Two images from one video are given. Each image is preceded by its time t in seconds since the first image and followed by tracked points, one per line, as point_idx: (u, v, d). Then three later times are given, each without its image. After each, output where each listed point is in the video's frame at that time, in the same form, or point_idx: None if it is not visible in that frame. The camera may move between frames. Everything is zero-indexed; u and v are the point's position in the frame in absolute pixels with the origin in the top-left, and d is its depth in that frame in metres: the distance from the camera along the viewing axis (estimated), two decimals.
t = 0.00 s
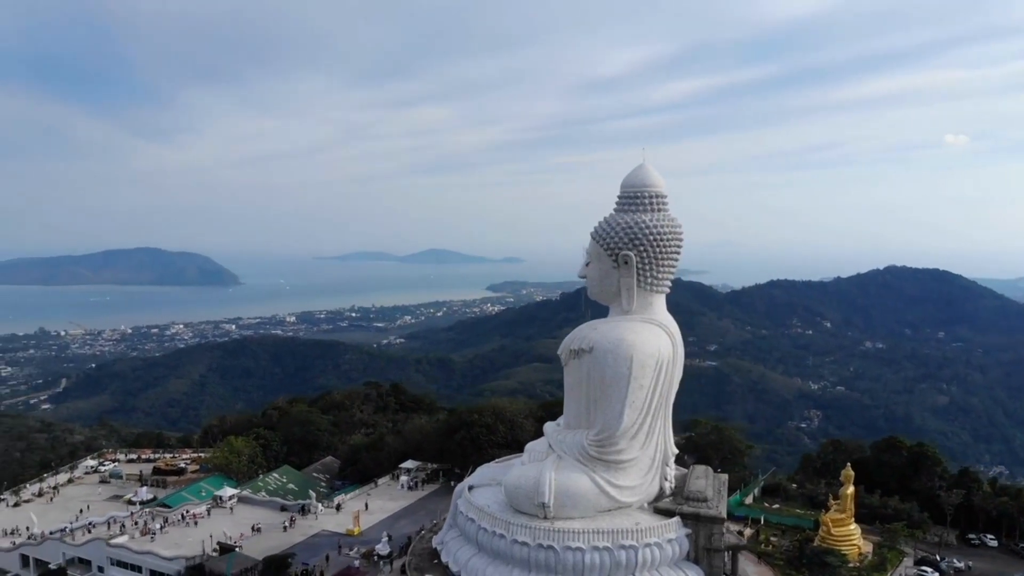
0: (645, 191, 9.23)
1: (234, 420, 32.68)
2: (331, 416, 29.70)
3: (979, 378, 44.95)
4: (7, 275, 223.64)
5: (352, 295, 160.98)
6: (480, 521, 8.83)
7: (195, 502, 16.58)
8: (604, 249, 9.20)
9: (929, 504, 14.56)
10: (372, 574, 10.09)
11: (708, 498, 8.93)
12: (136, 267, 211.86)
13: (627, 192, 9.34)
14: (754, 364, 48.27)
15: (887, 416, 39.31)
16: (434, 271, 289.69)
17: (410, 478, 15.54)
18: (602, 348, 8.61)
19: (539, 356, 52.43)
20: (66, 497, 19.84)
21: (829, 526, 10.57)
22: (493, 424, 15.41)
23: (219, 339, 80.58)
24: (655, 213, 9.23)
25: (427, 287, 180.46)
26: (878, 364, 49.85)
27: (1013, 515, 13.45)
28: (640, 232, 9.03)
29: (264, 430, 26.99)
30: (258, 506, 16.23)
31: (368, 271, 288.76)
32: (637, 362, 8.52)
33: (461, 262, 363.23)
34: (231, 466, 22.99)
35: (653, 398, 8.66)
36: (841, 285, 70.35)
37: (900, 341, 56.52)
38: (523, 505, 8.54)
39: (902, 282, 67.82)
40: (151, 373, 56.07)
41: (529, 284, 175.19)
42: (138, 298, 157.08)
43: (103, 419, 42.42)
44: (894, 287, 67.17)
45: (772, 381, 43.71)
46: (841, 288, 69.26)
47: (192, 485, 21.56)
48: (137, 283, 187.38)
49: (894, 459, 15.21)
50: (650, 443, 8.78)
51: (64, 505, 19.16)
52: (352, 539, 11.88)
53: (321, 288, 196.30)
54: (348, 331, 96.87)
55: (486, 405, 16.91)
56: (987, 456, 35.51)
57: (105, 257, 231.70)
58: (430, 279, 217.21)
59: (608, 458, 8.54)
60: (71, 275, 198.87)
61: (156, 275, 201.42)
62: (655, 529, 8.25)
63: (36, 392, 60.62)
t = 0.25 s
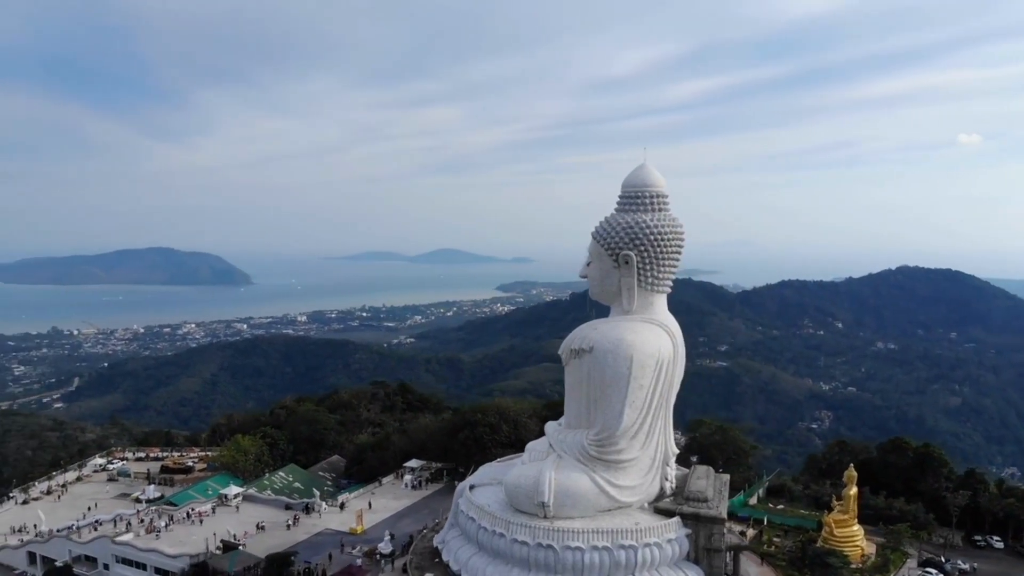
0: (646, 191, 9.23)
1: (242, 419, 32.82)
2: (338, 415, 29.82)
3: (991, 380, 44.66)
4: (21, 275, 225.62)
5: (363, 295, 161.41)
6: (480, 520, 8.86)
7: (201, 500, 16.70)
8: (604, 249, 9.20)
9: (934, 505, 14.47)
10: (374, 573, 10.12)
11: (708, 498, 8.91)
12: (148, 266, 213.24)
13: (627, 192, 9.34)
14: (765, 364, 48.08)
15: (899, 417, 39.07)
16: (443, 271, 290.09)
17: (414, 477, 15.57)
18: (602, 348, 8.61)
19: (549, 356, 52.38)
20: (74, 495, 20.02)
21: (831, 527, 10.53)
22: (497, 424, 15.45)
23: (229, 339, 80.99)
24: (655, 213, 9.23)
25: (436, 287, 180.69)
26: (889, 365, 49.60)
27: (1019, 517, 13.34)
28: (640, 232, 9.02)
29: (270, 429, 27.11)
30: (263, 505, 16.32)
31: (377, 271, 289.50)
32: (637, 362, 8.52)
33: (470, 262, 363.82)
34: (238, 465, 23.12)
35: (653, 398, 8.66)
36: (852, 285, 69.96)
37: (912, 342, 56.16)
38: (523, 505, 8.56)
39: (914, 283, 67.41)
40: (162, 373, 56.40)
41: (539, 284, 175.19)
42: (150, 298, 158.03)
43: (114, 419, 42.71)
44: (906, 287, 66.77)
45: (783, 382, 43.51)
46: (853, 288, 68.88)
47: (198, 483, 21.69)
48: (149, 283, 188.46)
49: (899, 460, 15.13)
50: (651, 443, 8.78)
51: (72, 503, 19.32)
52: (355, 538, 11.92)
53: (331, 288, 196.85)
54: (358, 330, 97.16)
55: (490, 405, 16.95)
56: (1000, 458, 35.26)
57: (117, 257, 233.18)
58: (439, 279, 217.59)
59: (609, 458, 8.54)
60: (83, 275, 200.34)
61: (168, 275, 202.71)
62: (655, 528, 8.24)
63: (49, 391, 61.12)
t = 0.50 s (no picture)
0: (646, 191, 9.23)
1: (250, 419, 32.95)
2: (345, 414, 29.91)
3: (1004, 381, 44.34)
4: (34, 274, 227.54)
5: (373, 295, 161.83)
6: (480, 519, 8.88)
7: (207, 499, 16.80)
8: (605, 248, 9.21)
9: (940, 507, 14.39)
10: (375, 572, 10.16)
11: (709, 498, 8.90)
12: (160, 266, 214.56)
13: (629, 192, 9.34)
14: (775, 365, 47.86)
15: (911, 418, 38.84)
16: (452, 271, 290.43)
17: (418, 477, 15.61)
18: (602, 348, 8.62)
19: (558, 357, 52.37)
20: (83, 493, 20.17)
21: (834, 528, 10.50)
22: (501, 423, 15.47)
23: (240, 339, 81.37)
24: (656, 213, 9.22)
25: (446, 287, 180.84)
26: (900, 366, 49.33)
27: None
28: (640, 232, 9.02)
29: (277, 429, 27.22)
30: (268, 503, 16.41)
31: (387, 271, 290.13)
32: (637, 362, 8.52)
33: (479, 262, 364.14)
34: (245, 464, 23.24)
35: (653, 398, 8.66)
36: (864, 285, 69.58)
37: (923, 342, 55.79)
38: (523, 504, 8.57)
39: (926, 283, 67.00)
40: (174, 372, 56.76)
41: (548, 284, 175.17)
42: (162, 297, 159.03)
43: (126, 417, 43.02)
44: (918, 288, 66.37)
45: (793, 383, 43.30)
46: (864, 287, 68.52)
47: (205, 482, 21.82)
48: (160, 283, 189.62)
49: (905, 462, 15.06)
50: (651, 443, 8.78)
51: (80, 500, 19.49)
52: (357, 537, 11.96)
53: (342, 287, 197.40)
54: (369, 330, 97.42)
55: (495, 405, 16.96)
56: (1013, 460, 34.98)
57: (129, 257, 234.70)
58: (449, 279, 217.90)
59: (608, 458, 8.54)
60: (96, 275, 201.76)
61: (179, 275, 203.85)
62: (655, 529, 8.24)
63: (62, 390, 61.56)
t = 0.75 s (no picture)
0: (646, 191, 9.23)
1: (256, 418, 33.03)
2: (350, 414, 29.96)
3: (1014, 381, 44.08)
4: (44, 274, 228.93)
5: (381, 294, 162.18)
6: (481, 519, 8.89)
7: (212, 498, 16.88)
8: (606, 249, 9.20)
9: (944, 508, 14.32)
10: (377, 571, 10.18)
11: (709, 498, 8.89)
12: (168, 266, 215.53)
13: (629, 192, 9.35)
14: (783, 365, 47.70)
15: (920, 418, 38.65)
16: (459, 271, 290.70)
17: (421, 476, 15.63)
18: (602, 348, 8.63)
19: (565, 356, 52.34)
20: (89, 492, 20.29)
21: (836, 529, 10.46)
22: (503, 423, 15.49)
23: (248, 338, 81.70)
24: (657, 213, 9.22)
25: (453, 287, 181.02)
26: (909, 367, 49.12)
27: None
28: (641, 232, 9.02)
29: (282, 428, 27.29)
30: (272, 502, 16.46)
31: (394, 271, 290.67)
32: (637, 362, 8.52)
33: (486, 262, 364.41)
34: (249, 463, 23.32)
35: (653, 398, 8.66)
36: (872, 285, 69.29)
37: (933, 343, 55.51)
38: (523, 504, 8.58)
39: (935, 284, 66.69)
40: (182, 372, 57.02)
41: (556, 284, 175.19)
42: (171, 297, 159.83)
43: (134, 417, 43.23)
44: (927, 289, 66.08)
45: (802, 384, 43.15)
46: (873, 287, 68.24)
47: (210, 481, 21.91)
48: (169, 283, 190.53)
49: (909, 463, 14.98)
50: (651, 443, 8.77)
51: (86, 499, 19.60)
52: (359, 536, 11.99)
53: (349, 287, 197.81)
54: (376, 330, 97.62)
55: (497, 405, 16.99)
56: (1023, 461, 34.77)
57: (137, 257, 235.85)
58: (456, 279, 218.17)
59: (608, 458, 8.55)
60: (105, 275, 202.90)
61: (188, 275, 204.71)
62: (655, 528, 8.24)
63: (71, 389, 61.87)
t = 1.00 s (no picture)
0: (647, 191, 9.22)
1: (263, 417, 33.17)
2: (358, 413, 30.06)
3: None
4: (57, 273, 230.90)
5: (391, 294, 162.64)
6: (481, 518, 8.92)
7: (218, 496, 16.99)
8: (606, 249, 9.21)
9: (950, 509, 14.23)
10: (379, 570, 10.22)
11: (709, 498, 8.88)
12: (180, 266, 216.90)
13: (630, 192, 9.34)
14: (793, 366, 47.46)
15: (932, 420, 38.38)
16: (469, 271, 291.08)
17: (425, 475, 15.68)
18: (602, 347, 8.63)
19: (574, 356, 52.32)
20: (97, 490, 20.46)
21: (839, 530, 10.40)
22: (507, 423, 15.56)
23: (259, 338, 82.17)
24: (657, 213, 9.22)
25: (463, 287, 181.27)
26: (921, 368, 48.81)
27: None
28: (642, 233, 9.02)
29: (289, 427, 27.43)
30: (278, 501, 16.56)
31: (403, 271, 291.33)
32: (637, 362, 8.52)
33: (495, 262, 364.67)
34: (256, 462, 23.46)
35: (653, 398, 8.66)
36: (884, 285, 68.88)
37: (946, 344, 55.10)
38: (523, 504, 8.59)
39: (948, 284, 66.25)
40: (194, 371, 57.40)
41: (566, 283, 175.15)
42: (183, 297, 160.84)
43: (146, 416, 43.54)
44: (940, 289, 65.64)
45: (813, 385, 42.94)
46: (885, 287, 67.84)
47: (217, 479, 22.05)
48: (181, 283, 191.74)
49: (915, 464, 14.88)
50: (651, 443, 8.77)
51: (94, 497, 19.77)
52: (363, 534, 12.05)
53: (360, 287, 198.33)
54: (387, 330, 97.92)
55: (501, 404, 17.06)
56: None
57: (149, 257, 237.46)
58: (466, 279, 218.39)
59: (608, 458, 8.55)
60: (118, 275, 204.43)
61: (200, 275, 205.95)
62: (655, 528, 8.23)
63: (84, 388, 62.35)
